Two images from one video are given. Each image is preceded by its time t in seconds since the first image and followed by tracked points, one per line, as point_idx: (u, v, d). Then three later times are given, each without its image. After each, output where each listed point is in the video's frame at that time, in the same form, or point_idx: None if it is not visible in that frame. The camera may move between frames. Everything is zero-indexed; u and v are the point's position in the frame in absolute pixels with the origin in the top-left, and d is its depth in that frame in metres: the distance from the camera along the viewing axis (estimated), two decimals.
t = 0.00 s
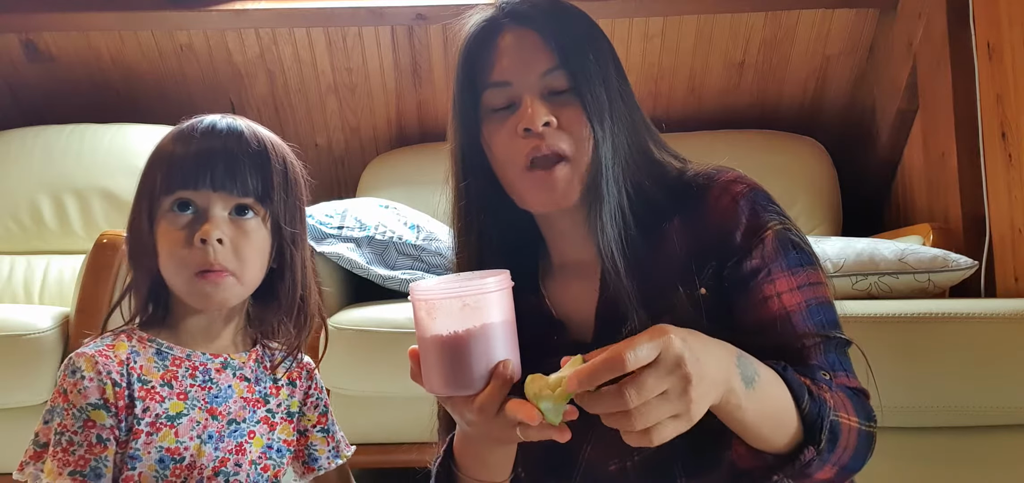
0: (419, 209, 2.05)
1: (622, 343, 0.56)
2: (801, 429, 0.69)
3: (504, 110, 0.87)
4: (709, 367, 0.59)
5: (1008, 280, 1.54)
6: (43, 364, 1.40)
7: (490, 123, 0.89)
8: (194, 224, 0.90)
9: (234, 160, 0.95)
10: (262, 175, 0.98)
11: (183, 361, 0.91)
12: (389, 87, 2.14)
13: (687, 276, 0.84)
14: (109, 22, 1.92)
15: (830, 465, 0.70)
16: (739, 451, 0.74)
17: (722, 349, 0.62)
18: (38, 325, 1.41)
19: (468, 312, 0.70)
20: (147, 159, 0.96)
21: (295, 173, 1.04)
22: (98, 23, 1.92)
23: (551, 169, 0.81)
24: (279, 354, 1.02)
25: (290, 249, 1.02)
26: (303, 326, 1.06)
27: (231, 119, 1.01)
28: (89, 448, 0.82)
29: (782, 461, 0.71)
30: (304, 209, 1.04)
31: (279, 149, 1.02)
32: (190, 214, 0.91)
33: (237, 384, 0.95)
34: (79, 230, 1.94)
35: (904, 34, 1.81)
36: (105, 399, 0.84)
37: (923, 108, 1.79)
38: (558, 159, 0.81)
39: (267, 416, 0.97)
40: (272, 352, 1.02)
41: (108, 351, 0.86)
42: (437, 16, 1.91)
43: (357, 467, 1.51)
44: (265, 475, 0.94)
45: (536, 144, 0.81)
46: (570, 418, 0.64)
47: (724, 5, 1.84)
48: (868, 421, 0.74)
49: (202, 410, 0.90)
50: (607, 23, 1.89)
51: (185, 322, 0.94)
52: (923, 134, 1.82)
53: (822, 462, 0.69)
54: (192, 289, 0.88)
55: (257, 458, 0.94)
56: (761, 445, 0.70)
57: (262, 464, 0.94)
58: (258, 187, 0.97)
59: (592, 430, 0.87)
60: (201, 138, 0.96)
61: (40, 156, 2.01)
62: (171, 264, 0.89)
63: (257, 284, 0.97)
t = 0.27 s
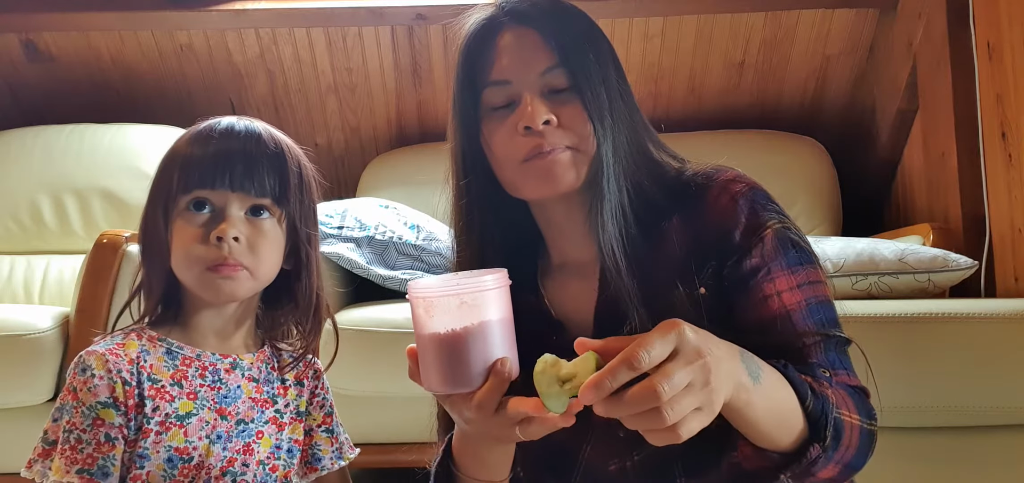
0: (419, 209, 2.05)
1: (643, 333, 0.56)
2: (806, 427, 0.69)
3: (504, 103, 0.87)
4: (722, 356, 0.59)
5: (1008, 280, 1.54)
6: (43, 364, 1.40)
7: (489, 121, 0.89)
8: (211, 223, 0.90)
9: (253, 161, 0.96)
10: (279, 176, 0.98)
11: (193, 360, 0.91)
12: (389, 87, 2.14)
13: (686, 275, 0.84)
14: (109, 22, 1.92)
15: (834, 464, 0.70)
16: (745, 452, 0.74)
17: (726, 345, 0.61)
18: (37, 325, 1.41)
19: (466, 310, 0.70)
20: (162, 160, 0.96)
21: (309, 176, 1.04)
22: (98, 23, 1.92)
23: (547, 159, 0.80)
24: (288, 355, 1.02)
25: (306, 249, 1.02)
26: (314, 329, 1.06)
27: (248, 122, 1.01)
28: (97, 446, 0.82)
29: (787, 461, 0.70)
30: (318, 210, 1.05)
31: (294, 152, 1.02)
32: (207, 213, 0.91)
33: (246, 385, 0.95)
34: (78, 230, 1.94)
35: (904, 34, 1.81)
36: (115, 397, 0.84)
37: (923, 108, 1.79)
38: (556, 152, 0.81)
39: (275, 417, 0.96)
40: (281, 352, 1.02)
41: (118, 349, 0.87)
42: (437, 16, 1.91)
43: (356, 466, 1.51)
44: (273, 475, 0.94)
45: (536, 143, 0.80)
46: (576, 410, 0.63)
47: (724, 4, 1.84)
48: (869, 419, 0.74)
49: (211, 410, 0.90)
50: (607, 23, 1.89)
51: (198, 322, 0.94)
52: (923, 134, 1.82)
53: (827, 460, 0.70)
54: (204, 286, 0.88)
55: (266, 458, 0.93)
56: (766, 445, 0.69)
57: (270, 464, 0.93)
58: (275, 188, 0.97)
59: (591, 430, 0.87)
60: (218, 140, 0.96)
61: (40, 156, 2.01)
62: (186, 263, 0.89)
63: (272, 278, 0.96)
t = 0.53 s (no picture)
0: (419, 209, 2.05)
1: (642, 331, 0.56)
2: (806, 426, 0.69)
3: (504, 101, 0.87)
4: (723, 353, 0.59)
5: (1008, 280, 1.54)
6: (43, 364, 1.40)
7: (490, 119, 0.89)
8: (209, 223, 0.90)
9: (252, 160, 0.96)
10: (276, 175, 0.98)
11: (189, 361, 0.91)
12: (389, 87, 2.13)
13: (687, 274, 0.83)
14: (109, 22, 1.92)
15: (834, 462, 0.71)
16: (746, 451, 0.74)
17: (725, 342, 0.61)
18: (38, 325, 1.41)
19: (470, 304, 0.70)
20: (157, 159, 0.96)
21: (305, 175, 1.04)
22: (98, 23, 1.92)
23: (551, 166, 0.80)
24: (284, 354, 1.02)
25: (303, 248, 1.02)
26: (313, 329, 1.05)
27: (244, 121, 1.01)
28: (94, 447, 0.82)
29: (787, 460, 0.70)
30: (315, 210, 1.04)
31: (290, 151, 1.02)
32: (205, 213, 0.91)
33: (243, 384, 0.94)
34: (79, 230, 1.94)
35: (904, 34, 1.81)
36: (111, 399, 0.84)
37: (923, 108, 1.79)
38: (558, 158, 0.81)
39: (272, 416, 0.96)
40: (278, 352, 1.02)
41: (114, 351, 0.86)
42: (438, 16, 1.91)
43: (356, 466, 1.51)
44: (271, 475, 0.93)
45: (535, 142, 0.81)
46: (581, 406, 0.64)
47: (724, 5, 1.84)
48: (869, 417, 0.74)
49: (208, 410, 0.90)
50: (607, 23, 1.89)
51: (196, 323, 0.93)
52: (923, 134, 1.82)
53: (827, 459, 0.70)
54: (203, 287, 0.88)
55: (263, 457, 0.93)
56: (767, 443, 0.69)
57: (268, 464, 0.93)
58: (272, 186, 0.97)
59: (592, 429, 0.87)
60: (216, 139, 0.96)
61: (40, 156, 2.01)
62: (185, 264, 0.89)
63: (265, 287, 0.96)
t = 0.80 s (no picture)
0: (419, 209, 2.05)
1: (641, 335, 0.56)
2: (806, 427, 0.69)
3: (503, 102, 0.87)
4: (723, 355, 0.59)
5: (1008, 280, 1.54)
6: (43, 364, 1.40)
7: (489, 119, 0.89)
8: (199, 222, 0.90)
9: (241, 159, 0.96)
10: (266, 174, 0.98)
11: (179, 362, 0.90)
12: (389, 87, 2.14)
13: (686, 275, 0.83)
14: (109, 22, 1.92)
15: (835, 462, 0.70)
16: (746, 453, 0.75)
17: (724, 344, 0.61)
18: (38, 325, 1.41)
19: (468, 301, 0.70)
20: (145, 157, 0.95)
21: (294, 174, 1.04)
22: (98, 23, 1.92)
23: (546, 160, 0.80)
24: (277, 352, 1.02)
25: (293, 246, 1.02)
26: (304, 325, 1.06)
27: (232, 119, 1.01)
28: (85, 452, 0.82)
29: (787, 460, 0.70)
30: (303, 208, 1.04)
31: (279, 150, 1.02)
32: (194, 212, 0.91)
33: (235, 385, 0.94)
34: (79, 229, 1.94)
35: (904, 34, 1.81)
36: (100, 403, 0.83)
37: (923, 108, 1.79)
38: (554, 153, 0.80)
39: (265, 416, 0.95)
40: (270, 350, 1.01)
41: (103, 354, 0.85)
42: (438, 16, 1.91)
43: (356, 467, 1.51)
44: (264, 475, 0.93)
45: (534, 143, 0.80)
46: (578, 405, 0.64)
47: (724, 5, 1.84)
48: (870, 417, 0.74)
49: (199, 411, 0.89)
50: (607, 23, 1.89)
51: (185, 322, 0.93)
52: (923, 134, 1.82)
53: (827, 459, 0.70)
54: (193, 286, 0.88)
55: (257, 457, 0.92)
56: (767, 444, 0.69)
57: (262, 464, 0.93)
58: (262, 185, 0.97)
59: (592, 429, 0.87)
60: (205, 137, 0.96)
61: (40, 156, 2.01)
62: (173, 263, 0.88)
63: (258, 280, 0.96)
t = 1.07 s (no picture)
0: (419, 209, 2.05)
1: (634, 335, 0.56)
2: (804, 426, 0.69)
3: (500, 101, 0.87)
4: (718, 354, 0.59)
5: (1008, 280, 1.54)
6: (42, 364, 1.40)
7: (485, 119, 0.89)
8: (189, 222, 0.89)
9: (232, 158, 0.95)
10: (256, 173, 0.98)
11: (171, 363, 0.90)
12: (389, 87, 2.14)
13: (684, 275, 0.83)
14: (109, 22, 1.92)
15: (834, 461, 0.70)
16: (745, 451, 0.75)
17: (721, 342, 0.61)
18: (38, 325, 1.42)
19: (465, 300, 0.70)
20: (136, 157, 0.95)
21: (286, 173, 1.04)
22: (98, 23, 1.92)
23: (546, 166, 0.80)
24: (270, 352, 1.02)
25: (284, 246, 1.02)
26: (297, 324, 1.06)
27: (224, 118, 1.01)
28: (77, 455, 0.82)
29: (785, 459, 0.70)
30: (295, 208, 1.04)
31: (271, 149, 1.02)
32: (185, 212, 0.90)
33: (227, 385, 0.93)
34: (79, 230, 1.94)
35: (904, 34, 1.81)
36: (92, 405, 0.83)
37: (923, 108, 1.79)
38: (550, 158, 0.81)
39: (259, 416, 0.95)
40: (263, 350, 1.01)
41: (94, 356, 0.85)
42: (438, 16, 1.91)
43: (355, 467, 1.51)
44: (259, 475, 0.92)
45: (531, 143, 0.81)
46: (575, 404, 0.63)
47: (724, 5, 1.84)
48: (869, 416, 0.74)
49: (192, 413, 0.89)
50: (607, 23, 1.89)
51: (176, 323, 0.92)
52: (924, 134, 1.82)
53: (826, 458, 0.69)
54: (184, 286, 0.88)
55: (251, 458, 0.92)
56: (766, 443, 0.69)
57: (256, 464, 0.92)
58: (253, 184, 0.97)
59: (590, 429, 0.86)
60: (196, 136, 0.95)
61: (40, 156, 2.01)
62: (164, 263, 0.88)
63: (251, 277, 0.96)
